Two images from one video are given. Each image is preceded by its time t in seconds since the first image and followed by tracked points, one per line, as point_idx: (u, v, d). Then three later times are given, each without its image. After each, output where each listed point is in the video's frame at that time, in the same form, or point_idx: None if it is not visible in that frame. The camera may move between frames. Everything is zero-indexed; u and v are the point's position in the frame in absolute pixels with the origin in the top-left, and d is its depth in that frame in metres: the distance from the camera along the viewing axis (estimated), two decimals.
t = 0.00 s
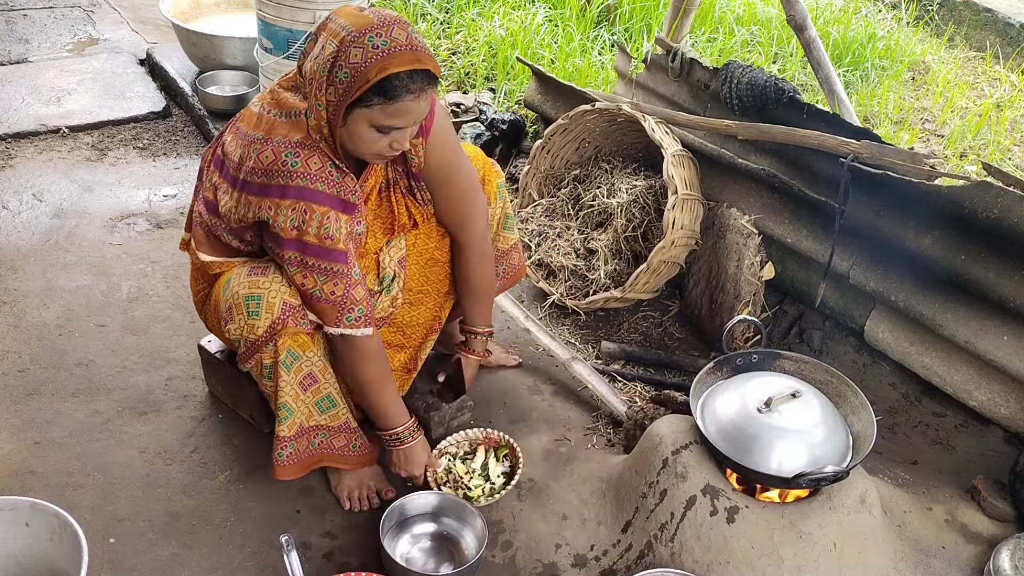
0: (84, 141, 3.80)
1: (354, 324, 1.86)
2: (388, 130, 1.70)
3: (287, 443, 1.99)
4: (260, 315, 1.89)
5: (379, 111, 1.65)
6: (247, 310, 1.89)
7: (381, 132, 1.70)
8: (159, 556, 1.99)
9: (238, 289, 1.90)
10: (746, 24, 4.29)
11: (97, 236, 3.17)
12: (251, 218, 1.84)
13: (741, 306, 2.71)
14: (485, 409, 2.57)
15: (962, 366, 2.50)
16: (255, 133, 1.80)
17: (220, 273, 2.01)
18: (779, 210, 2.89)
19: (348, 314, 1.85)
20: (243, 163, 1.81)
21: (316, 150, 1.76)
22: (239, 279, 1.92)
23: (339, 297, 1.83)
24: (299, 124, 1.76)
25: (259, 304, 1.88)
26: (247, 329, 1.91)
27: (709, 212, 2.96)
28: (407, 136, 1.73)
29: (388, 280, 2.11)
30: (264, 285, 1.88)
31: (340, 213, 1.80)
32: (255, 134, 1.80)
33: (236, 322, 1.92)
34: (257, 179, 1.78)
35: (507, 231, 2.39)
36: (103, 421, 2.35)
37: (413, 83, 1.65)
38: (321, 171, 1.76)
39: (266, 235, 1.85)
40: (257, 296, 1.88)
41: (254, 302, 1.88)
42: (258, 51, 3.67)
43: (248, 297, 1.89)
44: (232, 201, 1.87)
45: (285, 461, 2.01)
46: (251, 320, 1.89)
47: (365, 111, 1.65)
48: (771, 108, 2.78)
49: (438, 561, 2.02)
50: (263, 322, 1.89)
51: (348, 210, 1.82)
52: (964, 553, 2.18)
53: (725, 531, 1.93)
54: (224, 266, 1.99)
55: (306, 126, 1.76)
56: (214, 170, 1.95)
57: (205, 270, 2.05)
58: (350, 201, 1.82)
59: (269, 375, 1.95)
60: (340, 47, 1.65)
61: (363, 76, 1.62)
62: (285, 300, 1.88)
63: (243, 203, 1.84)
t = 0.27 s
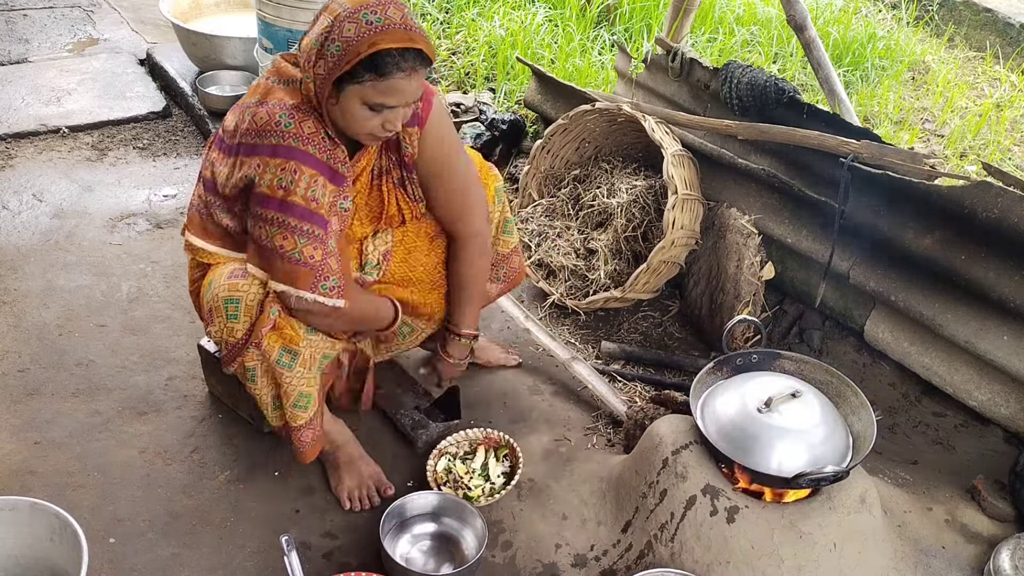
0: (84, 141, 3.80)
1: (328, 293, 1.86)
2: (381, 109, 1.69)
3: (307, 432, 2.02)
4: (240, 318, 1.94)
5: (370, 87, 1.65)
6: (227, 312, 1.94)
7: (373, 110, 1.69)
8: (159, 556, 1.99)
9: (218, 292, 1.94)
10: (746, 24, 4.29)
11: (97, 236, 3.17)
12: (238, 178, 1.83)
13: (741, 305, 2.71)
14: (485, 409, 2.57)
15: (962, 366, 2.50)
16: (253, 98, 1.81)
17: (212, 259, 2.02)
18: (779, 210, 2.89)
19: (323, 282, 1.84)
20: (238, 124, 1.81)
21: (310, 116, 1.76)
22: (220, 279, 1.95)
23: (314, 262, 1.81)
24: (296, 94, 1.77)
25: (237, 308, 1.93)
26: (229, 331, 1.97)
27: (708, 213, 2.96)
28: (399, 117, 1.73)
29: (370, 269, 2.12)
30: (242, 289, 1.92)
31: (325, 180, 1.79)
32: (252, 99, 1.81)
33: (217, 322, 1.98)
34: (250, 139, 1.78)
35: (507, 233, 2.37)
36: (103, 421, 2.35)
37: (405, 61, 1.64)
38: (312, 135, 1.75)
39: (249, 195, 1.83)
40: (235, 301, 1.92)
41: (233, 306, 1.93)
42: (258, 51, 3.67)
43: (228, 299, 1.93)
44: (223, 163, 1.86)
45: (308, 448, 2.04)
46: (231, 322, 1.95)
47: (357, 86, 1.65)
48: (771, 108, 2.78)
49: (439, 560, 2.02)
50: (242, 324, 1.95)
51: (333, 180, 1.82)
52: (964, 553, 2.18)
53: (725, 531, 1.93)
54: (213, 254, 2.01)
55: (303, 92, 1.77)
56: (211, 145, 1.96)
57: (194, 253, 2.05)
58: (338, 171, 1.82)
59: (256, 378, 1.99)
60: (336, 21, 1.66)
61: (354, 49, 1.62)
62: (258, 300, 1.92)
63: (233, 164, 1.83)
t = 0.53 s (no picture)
0: (84, 141, 3.80)
1: (264, 238, 1.74)
2: (299, 45, 1.65)
3: (257, 449, 2.02)
4: (202, 323, 1.90)
5: (282, 21, 1.62)
6: (191, 317, 1.90)
7: (293, 46, 1.65)
8: (159, 556, 1.99)
9: (181, 294, 1.90)
10: (746, 24, 4.28)
11: (97, 236, 3.17)
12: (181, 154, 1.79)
13: (741, 305, 2.71)
14: (485, 409, 2.57)
15: (962, 366, 2.50)
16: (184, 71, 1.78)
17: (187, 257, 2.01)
18: (779, 210, 2.89)
19: (258, 228, 1.73)
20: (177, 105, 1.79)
21: (233, 73, 1.71)
22: (183, 282, 1.91)
23: (247, 212, 1.72)
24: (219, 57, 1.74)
25: (200, 312, 1.89)
26: (190, 336, 1.93)
27: (708, 212, 2.96)
28: (322, 52, 1.68)
29: (332, 247, 2.02)
30: (205, 293, 1.87)
31: (255, 131, 1.72)
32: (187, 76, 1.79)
33: (180, 326, 1.94)
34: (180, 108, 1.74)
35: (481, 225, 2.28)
36: (103, 421, 2.35)
37: None
38: (235, 89, 1.70)
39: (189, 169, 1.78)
40: (197, 304, 1.88)
41: (196, 310, 1.89)
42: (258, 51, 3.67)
43: (191, 304, 1.89)
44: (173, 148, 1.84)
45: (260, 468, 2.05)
46: (194, 327, 1.91)
47: (271, 23, 1.63)
48: (771, 108, 2.78)
49: (438, 560, 2.02)
50: (206, 328, 1.91)
51: (263, 133, 1.74)
52: (964, 553, 2.18)
53: (725, 531, 1.93)
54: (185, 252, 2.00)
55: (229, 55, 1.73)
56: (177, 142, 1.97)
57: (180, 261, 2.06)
58: (269, 123, 1.75)
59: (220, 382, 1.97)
60: None
61: None
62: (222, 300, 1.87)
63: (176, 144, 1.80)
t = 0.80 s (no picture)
0: (84, 141, 3.80)
1: (265, 275, 1.64)
2: (337, 78, 1.55)
3: (171, 434, 1.91)
4: (177, 313, 1.85)
5: (323, 53, 1.52)
6: (166, 304, 1.84)
7: (331, 79, 1.55)
8: (159, 556, 1.99)
9: (164, 281, 1.84)
10: (746, 24, 4.28)
11: (97, 236, 3.17)
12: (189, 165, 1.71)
13: (741, 305, 2.71)
14: (485, 409, 2.57)
15: (962, 366, 2.50)
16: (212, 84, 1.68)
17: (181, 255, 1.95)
18: (779, 210, 2.89)
19: (260, 262, 1.63)
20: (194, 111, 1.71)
21: (262, 100, 1.62)
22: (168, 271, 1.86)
23: (253, 246, 1.63)
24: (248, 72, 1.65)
25: (177, 303, 1.83)
26: (167, 325, 1.89)
27: (708, 212, 2.96)
28: (359, 87, 1.58)
29: (332, 308, 1.96)
30: (188, 285, 1.83)
31: (275, 164, 1.64)
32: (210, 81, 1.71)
33: (157, 314, 1.88)
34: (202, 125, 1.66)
35: (464, 265, 2.21)
36: (103, 421, 2.35)
37: (358, 26, 1.51)
38: (260, 117, 1.62)
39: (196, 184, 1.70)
40: (178, 294, 1.83)
41: (174, 301, 1.83)
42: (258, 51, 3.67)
43: (170, 292, 1.83)
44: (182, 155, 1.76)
45: (172, 449, 1.93)
46: (169, 316, 1.86)
47: (310, 54, 1.53)
48: (771, 108, 2.78)
49: (438, 561, 2.02)
50: (180, 319, 1.86)
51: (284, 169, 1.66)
52: (964, 553, 2.18)
53: (725, 531, 1.93)
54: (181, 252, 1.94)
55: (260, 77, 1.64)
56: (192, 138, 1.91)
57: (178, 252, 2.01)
58: (289, 158, 1.67)
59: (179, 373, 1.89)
60: None
61: (306, 10, 1.50)
62: (205, 304, 1.84)
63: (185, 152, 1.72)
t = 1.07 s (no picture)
0: (84, 141, 3.80)
1: (353, 393, 1.65)
2: (442, 187, 1.52)
3: (188, 469, 1.92)
4: (191, 349, 1.82)
5: (434, 165, 1.48)
6: (182, 338, 1.83)
7: (436, 187, 1.52)
8: (159, 556, 1.99)
9: (182, 313, 1.82)
10: (746, 24, 4.28)
11: (97, 236, 3.16)
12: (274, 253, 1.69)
13: (741, 305, 2.71)
14: (484, 410, 2.57)
15: (962, 366, 2.50)
16: (305, 171, 1.63)
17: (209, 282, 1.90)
18: (779, 210, 2.89)
19: (351, 379, 1.66)
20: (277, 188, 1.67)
21: (361, 209, 1.61)
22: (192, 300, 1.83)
23: (348, 359, 1.66)
24: (346, 171, 1.60)
25: (194, 338, 1.81)
26: (179, 356, 1.85)
27: (709, 212, 2.96)
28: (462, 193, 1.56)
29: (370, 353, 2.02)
30: (206, 322, 1.80)
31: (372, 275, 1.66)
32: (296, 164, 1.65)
33: (175, 344, 1.84)
34: (294, 216, 1.64)
35: (499, 319, 2.25)
36: (103, 421, 2.35)
37: (472, 138, 1.47)
38: (361, 230, 1.62)
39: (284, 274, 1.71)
40: (196, 328, 1.80)
41: (190, 335, 1.81)
42: (258, 50, 3.67)
43: (188, 326, 1.81)
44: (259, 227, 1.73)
45: (186, 483, 1.94)
46: (183, 350, 1.83)
47: (420, 165, 1.49)
48: (771, 108, 2.78)
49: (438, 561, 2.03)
50: (195, 355, 1.82)
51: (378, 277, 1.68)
52: (964, 553, 2.18)
53: (725, 531, 1.93)
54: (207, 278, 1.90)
55: (359, 180, 1.60)
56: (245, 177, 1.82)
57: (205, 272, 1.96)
58: (380, 266, 1.69)
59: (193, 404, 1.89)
60: (402, 94, 1.49)
61: (423, 123, 1.45)
62: (222, 341, 1.81)
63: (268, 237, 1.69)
